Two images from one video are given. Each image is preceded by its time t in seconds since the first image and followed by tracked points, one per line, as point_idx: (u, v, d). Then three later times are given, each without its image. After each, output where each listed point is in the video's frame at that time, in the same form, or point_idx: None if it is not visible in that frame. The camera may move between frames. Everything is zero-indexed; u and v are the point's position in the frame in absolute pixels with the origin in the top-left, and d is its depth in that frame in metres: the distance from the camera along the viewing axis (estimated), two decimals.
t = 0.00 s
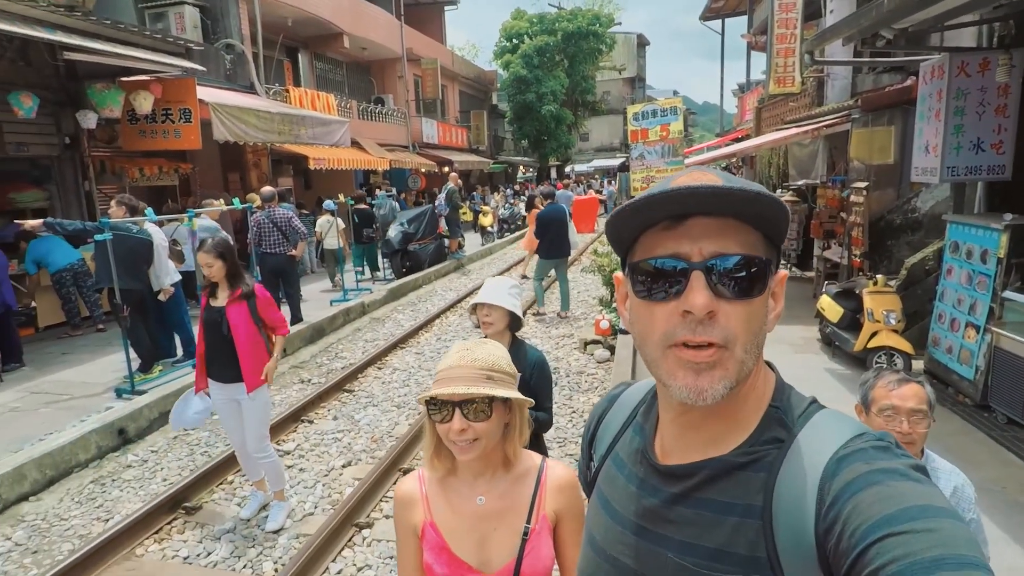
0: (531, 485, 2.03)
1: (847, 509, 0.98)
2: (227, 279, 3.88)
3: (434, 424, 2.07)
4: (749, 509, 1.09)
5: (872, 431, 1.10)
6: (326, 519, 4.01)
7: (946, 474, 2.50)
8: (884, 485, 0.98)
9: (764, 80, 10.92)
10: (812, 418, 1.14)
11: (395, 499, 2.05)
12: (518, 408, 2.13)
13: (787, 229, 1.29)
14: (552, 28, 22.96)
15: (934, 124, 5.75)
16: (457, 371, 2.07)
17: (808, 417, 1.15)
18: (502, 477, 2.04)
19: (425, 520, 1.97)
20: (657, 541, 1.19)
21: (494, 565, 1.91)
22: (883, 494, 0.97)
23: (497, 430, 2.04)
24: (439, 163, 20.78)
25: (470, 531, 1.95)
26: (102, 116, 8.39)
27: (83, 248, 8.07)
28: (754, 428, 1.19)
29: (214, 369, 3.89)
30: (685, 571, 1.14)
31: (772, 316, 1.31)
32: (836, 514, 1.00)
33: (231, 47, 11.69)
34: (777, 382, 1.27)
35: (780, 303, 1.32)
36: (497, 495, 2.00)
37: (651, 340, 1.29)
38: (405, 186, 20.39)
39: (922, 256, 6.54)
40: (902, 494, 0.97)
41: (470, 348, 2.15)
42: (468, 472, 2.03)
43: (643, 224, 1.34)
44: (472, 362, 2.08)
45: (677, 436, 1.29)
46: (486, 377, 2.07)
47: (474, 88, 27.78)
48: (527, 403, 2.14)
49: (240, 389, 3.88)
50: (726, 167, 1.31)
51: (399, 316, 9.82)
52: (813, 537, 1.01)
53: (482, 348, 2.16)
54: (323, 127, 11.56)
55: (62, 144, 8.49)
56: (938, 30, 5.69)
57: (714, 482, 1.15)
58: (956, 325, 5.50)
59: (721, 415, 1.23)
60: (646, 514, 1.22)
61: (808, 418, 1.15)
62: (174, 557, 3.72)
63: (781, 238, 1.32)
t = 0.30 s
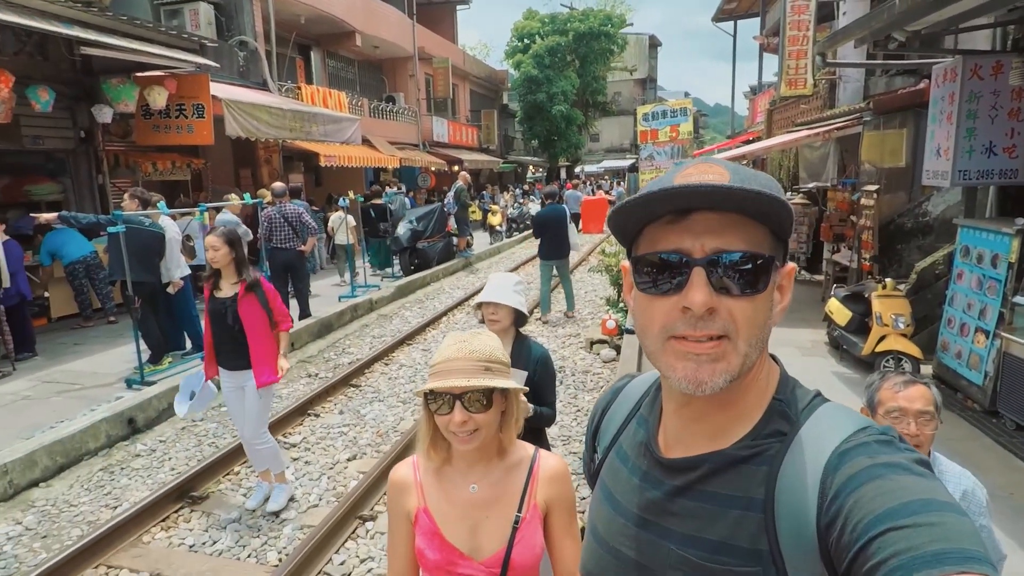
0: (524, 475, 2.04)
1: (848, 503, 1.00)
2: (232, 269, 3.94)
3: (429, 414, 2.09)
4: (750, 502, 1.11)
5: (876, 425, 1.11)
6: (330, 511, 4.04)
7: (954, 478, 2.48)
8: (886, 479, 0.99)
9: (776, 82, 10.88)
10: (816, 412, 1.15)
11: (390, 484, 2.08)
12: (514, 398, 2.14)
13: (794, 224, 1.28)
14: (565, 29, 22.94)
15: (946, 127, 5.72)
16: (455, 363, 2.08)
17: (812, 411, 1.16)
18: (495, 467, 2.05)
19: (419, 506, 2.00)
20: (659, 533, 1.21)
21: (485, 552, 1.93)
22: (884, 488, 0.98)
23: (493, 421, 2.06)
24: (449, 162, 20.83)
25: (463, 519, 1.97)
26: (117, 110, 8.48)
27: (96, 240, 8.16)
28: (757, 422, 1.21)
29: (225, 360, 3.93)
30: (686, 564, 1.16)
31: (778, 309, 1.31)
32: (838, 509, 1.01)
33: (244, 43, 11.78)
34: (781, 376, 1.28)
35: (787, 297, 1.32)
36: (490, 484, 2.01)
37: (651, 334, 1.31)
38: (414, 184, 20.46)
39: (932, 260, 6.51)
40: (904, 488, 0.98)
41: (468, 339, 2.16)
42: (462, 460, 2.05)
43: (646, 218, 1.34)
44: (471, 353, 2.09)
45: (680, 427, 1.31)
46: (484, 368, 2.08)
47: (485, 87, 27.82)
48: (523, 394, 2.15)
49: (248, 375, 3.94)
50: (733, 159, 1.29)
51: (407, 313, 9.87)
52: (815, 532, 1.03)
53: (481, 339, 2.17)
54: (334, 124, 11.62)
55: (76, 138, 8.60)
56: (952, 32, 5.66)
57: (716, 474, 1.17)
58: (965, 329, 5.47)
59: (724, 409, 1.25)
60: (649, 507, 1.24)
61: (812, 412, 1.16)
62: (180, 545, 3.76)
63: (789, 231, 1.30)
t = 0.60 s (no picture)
0: (528, 470, 2.06)
1: (857, 499, 1.01)
2: (240, 268, 3.99)
3: (433, 408, 2.11)
4: (759, 497, 1.13)
5: (887, 422, 1.12)
6: (337, 510, 4.07)
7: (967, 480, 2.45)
8: (895, 476, 1.00)
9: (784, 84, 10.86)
10: (826, 408, 1.17)
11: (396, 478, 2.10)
12: (518, 393, 2.16)
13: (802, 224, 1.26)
14: (571, 32, 22.98)
15: (954, 129, 5.71)
16: (456, 358, 2.10)
17: (822, 407, 1.18)
18: (500, 462, 2.07)
19: (425, 499, 2.02)
20: (668, 528, 1.23)
21: (490, 546, 1.95)
22: (894, 484, 0.99)
23: (496, 415, 2.08)
24: (455, 164, 20.89)
25: (469, 513, 1.98)
26: (127, 113, 8.56)
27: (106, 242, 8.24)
28: (766, 418, 1.22)
29: (233, 359, 3.98)
30: (695, 559, 1.17)
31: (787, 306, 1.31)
32: (846, 505, 1.02)
33: (253, 47, 11.88)
34: (791, 372, 1.29)
35: (796, 293, 1.32)
36: (495, 478, 2.03)
37: (660, 341, 1.32)
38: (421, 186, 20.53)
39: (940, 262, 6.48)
40: (913, 484, 0.98)
41: (469, 335, 2.18)
42: (467, 455, 2.06)
43: (652, 223, 1.33)
44: (471, 349, 2.11)
45: (690, 425, 1.32)
46: (485, 362, 2.10)
47: (492, 90, 27.89)
48: (527, 389, 2.17)
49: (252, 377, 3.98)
50: (739, 158, 1.27)
51: (413, 315, 9.90)
52: (823, 528, 1.04)
53: (482, 334, 2.19)
54: (342, 127, 11.68)
55: (87, 140, 8.69)
56: (959, 34, 5.66)
57: (725, 470, 1.19)
58: (973, 332, 5.45)
59: (734, 412, 1.25)
60: (657, 501, 1.26)
61: (823, 408, 1.17)
62: (188, 544, 3.79)
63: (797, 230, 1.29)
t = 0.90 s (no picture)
0: (529, 469, 2.06)
1: (857, 500, 1.01)
2: (242, 273, 4.01)
3: (434, 405, 2.12)
4: (760, 497, 1.14)
5: (888, 424, 1.12)
6: (337, 513, 4.07)
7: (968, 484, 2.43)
8: (896, 477, 1.00)
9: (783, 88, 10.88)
10: (828, 410, 1.17)
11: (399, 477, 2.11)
12: (517, 390, 2.17)
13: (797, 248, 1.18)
14: (571, 36, 23.04)
15: (952, 132, 5.73)
16: (457, 354, 2.12)
17: (824, 407, 1.18)
18: (500, 461, 2.08)
19: (428, 499, 2.03)
20: (669, 527, 1.24)
21: (492, 545, 1.96)
22: (894, 486, 0.99)
23: (495, 412, 2.08)
24: (455, 168, 20.94)
25: (470, 512, 1.99)
26: (128, 117, 8.59)
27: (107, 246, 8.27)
28: (768, 418, 1.22)
29: (235, 362, 3.99)
30: (696, 558, 1.19)
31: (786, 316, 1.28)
32: (847, 505, 1.03)
33: (254, 51, 11.92)
34: (792, 373, 1.29)
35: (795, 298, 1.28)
36: (496, 477, 2.04)
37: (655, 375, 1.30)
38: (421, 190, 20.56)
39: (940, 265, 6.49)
40: (914, 485, 0.99)
41: (469, 333, 2.19)
42: (469, 454, 2.07)
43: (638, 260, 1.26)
44: (472, 344, 2.13)
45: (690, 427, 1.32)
46: (485, 358, 2.12)
47: (492, 95, 27.95)
48: (526, 386, 2.18)
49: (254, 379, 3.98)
50: (726, 187, 1.16)
51: (413, 318, 9.91)
52: (823, 528, 1.05)
53: (482, 332, 2.20)
54: (342, 132, 11.70)
55: (88, 145, 8.72)
56: (957, 38, 5.68)
57: (727, 469, 1.20)
58: (973, 334, 5.45)
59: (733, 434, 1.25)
60: (658, 500, 1.27)
61: (824, 409, 1.18)
62: (189, 546, 3.79)
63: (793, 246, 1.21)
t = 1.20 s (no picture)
0: (526, 463, 2.08)
1: (862, 506, 1.02)
2: (251, 268, 4.01)
3: (433, 397, 2.15)
4: (762, 500, 1.15)
5: (893, 428, 1.12)
6: (336, 508, 4.09)
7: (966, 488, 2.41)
8: (901, 484, 1.00)
9: (787, 92, 10.88)
10: (831, 414, 1.18)
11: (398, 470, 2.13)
12: (514, 385, 2.19)
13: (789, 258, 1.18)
14: (576, 37, 23.04)
15: (955, 141, 5.74)
16: (458, 346, 2.14)
17: (827, 412, 1.19)
18: (496, 454, 2.09)
19: (426, 491, 2.05)
20: (671, 528, 1.26)
21: (489, 537, 1.98)
22: (898, 493, 1.00)
23: (493, 405, 2.10)
24: (458, 168, 20.96)
25: (467, 504, 2.01)
26: (133, 112, 8.62)
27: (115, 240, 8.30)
28: (769, 423, 1.24)
29: (239, 357, 4.01)
30: (696, 561, 1.21)
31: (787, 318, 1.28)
32: (851, 511, 1.04)
33: (259, 48, 11.94)
34: (797, 377, 1.31)
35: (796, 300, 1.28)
36: (494, 471, 2.05)
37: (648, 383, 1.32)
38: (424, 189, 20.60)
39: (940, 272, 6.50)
40: (919, 492, 0.99)
41: (471, 327, 2.21)
42: (466, 447, 2.09)
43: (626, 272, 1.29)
44: (473, 338, 2.15)
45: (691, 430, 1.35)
46: (485, 351, 2.14)
47: (496, 95, 27.98)
48: (523, 380, 2.20)
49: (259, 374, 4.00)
50: (710, 200, 1.16)
51: (414, 316, 9.93)
52: (825, 533, 1.06)
53: (483, 326, 2.22)
54: (346, 129, 11.71)
55: (93, 139, 8.75)
56: (962, 46, 5.68)
57: (730, 472, 1.22)
58: (972, 342, 5.46)
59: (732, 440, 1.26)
60: (660, 501, 1.30)
61: (828, 413, 1.19)
62: (190, 538, 3.81)
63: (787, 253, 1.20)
